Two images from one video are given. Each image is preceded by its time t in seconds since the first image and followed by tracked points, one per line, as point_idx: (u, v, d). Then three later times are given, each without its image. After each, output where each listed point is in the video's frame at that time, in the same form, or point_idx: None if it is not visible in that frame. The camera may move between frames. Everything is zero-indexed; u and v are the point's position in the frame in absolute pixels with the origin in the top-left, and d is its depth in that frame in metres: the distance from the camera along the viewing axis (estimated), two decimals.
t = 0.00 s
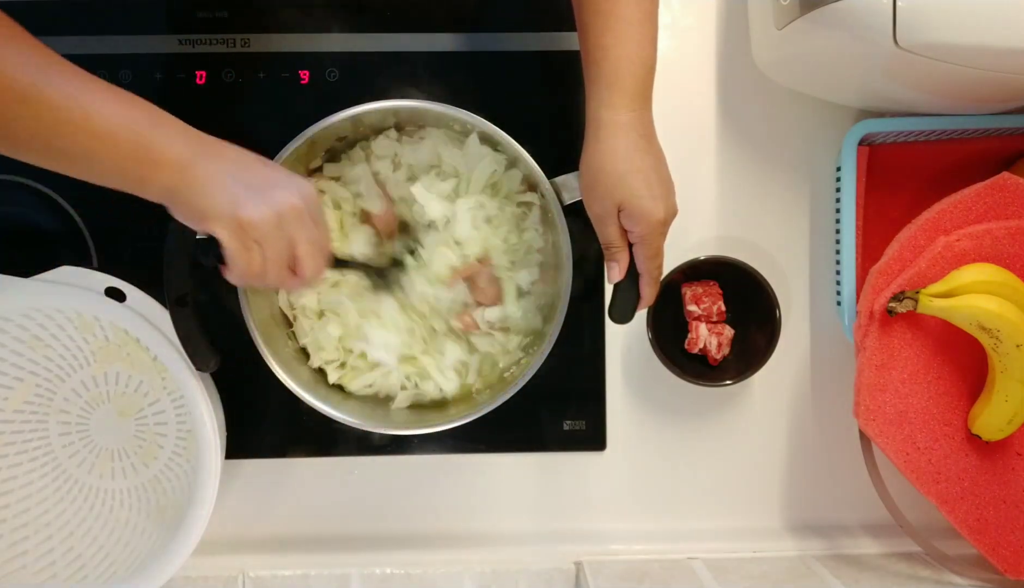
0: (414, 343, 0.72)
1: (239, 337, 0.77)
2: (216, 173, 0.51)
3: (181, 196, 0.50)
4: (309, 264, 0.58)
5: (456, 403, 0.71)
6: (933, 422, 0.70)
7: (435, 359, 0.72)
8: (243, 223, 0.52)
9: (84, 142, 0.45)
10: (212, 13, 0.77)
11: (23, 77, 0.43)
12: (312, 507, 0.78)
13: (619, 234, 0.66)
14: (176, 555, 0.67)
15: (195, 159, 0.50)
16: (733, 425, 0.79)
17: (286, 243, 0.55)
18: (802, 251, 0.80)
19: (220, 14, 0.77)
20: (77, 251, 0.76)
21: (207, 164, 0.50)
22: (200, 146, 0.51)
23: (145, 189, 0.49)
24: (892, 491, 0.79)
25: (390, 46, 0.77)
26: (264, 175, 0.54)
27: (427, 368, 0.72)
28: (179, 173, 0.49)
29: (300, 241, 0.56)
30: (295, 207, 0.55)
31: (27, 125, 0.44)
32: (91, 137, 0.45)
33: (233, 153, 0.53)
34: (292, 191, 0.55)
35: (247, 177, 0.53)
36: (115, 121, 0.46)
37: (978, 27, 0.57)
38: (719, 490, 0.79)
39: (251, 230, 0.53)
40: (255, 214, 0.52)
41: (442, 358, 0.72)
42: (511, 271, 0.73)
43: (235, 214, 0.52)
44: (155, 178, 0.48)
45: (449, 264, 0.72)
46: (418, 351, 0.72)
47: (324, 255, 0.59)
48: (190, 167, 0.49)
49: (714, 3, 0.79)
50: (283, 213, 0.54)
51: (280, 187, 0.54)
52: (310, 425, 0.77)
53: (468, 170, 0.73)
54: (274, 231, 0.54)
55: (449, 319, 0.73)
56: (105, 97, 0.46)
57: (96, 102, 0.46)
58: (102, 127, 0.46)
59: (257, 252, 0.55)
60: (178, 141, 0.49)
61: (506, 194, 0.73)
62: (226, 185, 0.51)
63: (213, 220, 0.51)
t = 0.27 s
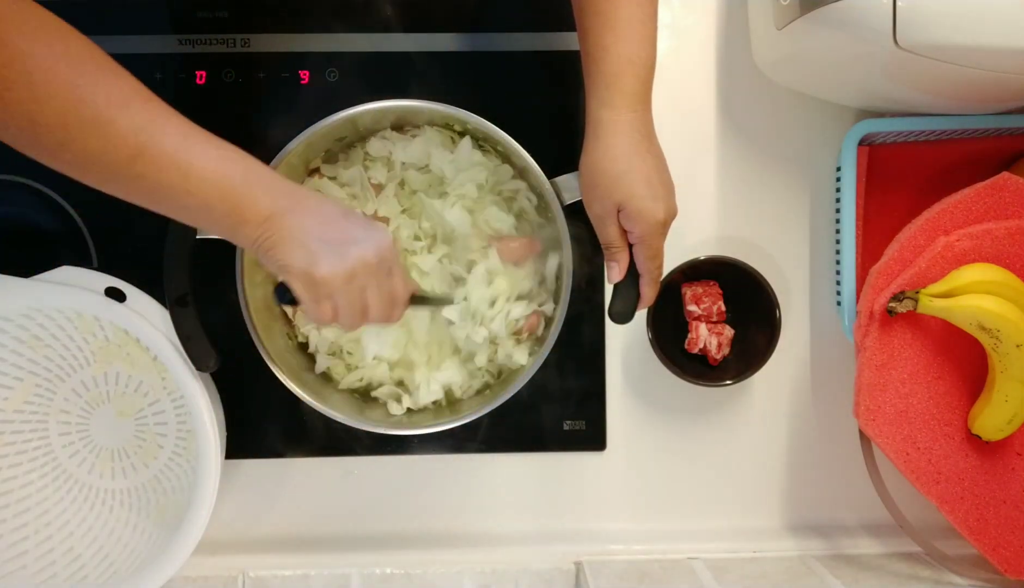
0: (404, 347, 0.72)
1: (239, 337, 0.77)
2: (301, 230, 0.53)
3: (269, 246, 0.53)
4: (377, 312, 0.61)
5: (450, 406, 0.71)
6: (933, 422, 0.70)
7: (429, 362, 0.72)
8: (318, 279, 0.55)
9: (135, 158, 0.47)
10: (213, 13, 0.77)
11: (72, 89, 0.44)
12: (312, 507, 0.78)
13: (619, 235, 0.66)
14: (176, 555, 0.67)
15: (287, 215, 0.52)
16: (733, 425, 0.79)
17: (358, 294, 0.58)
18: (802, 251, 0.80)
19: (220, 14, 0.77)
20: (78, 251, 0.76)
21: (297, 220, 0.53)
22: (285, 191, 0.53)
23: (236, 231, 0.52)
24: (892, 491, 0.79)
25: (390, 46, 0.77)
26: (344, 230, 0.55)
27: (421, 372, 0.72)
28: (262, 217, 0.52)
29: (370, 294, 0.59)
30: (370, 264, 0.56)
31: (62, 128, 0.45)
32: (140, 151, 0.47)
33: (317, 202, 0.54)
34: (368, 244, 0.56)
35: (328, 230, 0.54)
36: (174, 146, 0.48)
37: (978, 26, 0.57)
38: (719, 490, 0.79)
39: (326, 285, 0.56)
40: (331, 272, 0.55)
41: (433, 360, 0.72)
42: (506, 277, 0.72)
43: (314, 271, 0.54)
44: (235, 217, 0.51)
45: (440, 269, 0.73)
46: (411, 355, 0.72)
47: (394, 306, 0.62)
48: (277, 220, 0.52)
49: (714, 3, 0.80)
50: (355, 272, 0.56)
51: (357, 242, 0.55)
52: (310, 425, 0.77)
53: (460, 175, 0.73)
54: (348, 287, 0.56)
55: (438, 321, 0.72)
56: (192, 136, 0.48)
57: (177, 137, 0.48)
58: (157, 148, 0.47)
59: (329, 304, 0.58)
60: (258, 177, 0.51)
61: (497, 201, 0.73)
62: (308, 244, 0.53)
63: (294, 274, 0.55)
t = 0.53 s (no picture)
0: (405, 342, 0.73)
1: (239, 337, 0.77)
2: (243, 186, 0.49)
3: (245, 229, 0.50)
4: (356, 247, 0.57)
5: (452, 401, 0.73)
6: (933, 422, 0.70)
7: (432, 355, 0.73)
8: (284, 228, 0.51)
9: (91, 165, 0.43)
10: (213, 13, 0.77)
11: (28, 100, 0.41)
12: (312, 507, 0.78)
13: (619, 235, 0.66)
14: (176, 555, 0.67)
15: (225, 182, 0.48)
16: (733, 425, 0.79)
17: (328, 233, 0.54)
18: (802, 251, 0.80)
19: (221, 14, 0.77)
20: (78, 251, 0.76)
21: (230, 179, 0.48)
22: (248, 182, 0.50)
23: (217, 227, 0.49)
24: (892, 491, 0.79)
25: (390, 46, 0.77)
26: (284, 177, 0.53)
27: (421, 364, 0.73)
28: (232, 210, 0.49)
29: (341, 227, 0.55)
30: (326, 198, 0.54)
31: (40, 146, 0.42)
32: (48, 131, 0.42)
33: (244, 158, 0.51)
34: (316, 181, 0.54)
35: (268, 179, 0.51)
36: (130, 143, 0.44)
37: (978, 26, 0.57)
38: (719, 490, 0.79)
39: (293, 234, 0.52)
40: (295, 216, 0.52)
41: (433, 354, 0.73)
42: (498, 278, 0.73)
43: (274, 221, 0.51)
44: (205, 212, 0.48)
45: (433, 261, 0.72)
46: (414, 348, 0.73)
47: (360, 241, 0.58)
48: (210, 186, 0.47)
49: (715, 3, 0.80)
50: (317, 208, 0.53)
51: (303, 181, 0.53)
52: (310, 425, 0.77)
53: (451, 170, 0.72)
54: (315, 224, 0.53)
55: (437, 313, 0.73)
56: (121, 117, 0.44)
57: (105, 118, 0.43)
58: (113, 151, 0.43)
59: (304, 250, 0.54)
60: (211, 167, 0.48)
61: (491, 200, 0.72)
62: (257, 194, 0.50)
63: (258, 233, 0.51)
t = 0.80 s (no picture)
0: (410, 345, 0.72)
1: (239, 337, 0.77)
2: (242, 239, 0.49)
3: (265, 293, 0.51)
4: (388, 304, 0.56)
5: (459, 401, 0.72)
6: (933, 422, 0.70)
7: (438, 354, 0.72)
8: (294, 281, 0.51)
9: (72, 195, 0.43)
10: (213, 13, 0.76)
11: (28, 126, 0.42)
12: (312, 507, 0.78)
13: (619, 234, 0.66)
14: (176, 556, 0.67)
15: (225, 233, 0.48)
16: (733, 425, 0.79)
17: (343, 290, 0.53)
18: (802, 251, 0.80)
19: (221, 14, 0.76)
20: (77, 251, 0.76)
21: (232, 231, 0.49)
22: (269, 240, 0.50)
23: (219, 285, 0.50)
24: (892, 490, 0.79)
25: (390, 46, 0.77)
26: (298, 229, 0.53)
27: (427, 364, 0.73)
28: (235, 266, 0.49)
29: (358, 278, 0.54)
30: (337, 254, 0.53)
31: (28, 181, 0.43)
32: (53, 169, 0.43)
33: (244, 214, 0.50)
34: (327, 237, 0.53)
35: (273, 232, 0.51)
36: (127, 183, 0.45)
37: (978, 26, 0.57)
38: (718, 490, 0.79)
39: (301, 287, 0.51)
40: (308, 269, 0.51)
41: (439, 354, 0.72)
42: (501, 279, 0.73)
43: (282, 274, 0.50)
44: (208, 267, 0.48)
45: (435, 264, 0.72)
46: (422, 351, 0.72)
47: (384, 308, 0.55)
48: (210, 234, 0.48)
49: (715, 3, 0.80)
50: (331, 262, 0.52)
51: (315, 237, 0.53)
52: (310, 425, 0.77)
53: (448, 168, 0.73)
54: (327, 279, 0.52)
55: (439, 318, 0.71)
56: (103, 144, 0.45)
57: (93, 146, 0.44)
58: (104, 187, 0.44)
59: (324, 310, 0.53)
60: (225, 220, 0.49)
61: (491, 198, 0.73)
62: (261, 247, 0.50)
63: (270, 284, 0.50)
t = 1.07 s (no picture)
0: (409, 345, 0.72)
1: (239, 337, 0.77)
2: (292, 325, 0.46)
3: (263, 349, 0.46)
4: (393, 385, 0.54)
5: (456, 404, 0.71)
6: (933, 422, 0.70)
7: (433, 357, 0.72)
8: (325, 373, 0.49)
9: (71, 229, 0.38)
10: (213, 13, 0.77)
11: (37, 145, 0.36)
12: (312, 507, 0.78)
13: (620, 234, 0.66)
14: (176, 556, 0.67)
15: (269, 317, 0.45)
16: (733, 425, 0.79)
17: (360, 380, 0.51)
18: (802, 251, 0.80)
19: (221, 14, 0.77)
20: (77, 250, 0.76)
21: (281, 316, 0.46)
22: (272, 286, 0.46)
23: (217, 321, 0.44)
24: (892, 490, 0.79)
25: (390, 46, 0.77)
26: (327, 313, 0.48)
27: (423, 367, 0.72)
28: (242, 308, 0.44)
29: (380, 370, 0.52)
30: (366, 343, 0.50)
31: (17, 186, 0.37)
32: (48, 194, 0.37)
33: (292, 291, 0.47)
34: (355, 323, 0.49)
35: (312, 315, 0.47)
36: (122, 202, 0.38)
37: (978, 26, 0.57)
38: (718, 490, 0.79)
39: (327, 376, 0.49)
40: (333, 358, 0.48)
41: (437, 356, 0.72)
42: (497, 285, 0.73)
43: (312, 362, 0.47)
44: (205, 301, 0.42)
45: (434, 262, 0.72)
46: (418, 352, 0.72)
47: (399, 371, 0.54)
48: (267, 312, 0.45)
49: (715, 3, 0.79)
50: (357, 351, 0.49)
51: (343, 324, 0.49)
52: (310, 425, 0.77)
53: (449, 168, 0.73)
54: (350, 370, 0.50)
55: (442, 314, 0.72)
56: (133, 181, 0.39)
57: (116, 183, 0.38)
58: (100, 203, 0.38)
59: (336, 393, 0.51)
60: (237, 258, 0.43)
61: (494, 202, 0.73)
62: (299, 337, 0.46)
63: (299, 369, 0.48)
